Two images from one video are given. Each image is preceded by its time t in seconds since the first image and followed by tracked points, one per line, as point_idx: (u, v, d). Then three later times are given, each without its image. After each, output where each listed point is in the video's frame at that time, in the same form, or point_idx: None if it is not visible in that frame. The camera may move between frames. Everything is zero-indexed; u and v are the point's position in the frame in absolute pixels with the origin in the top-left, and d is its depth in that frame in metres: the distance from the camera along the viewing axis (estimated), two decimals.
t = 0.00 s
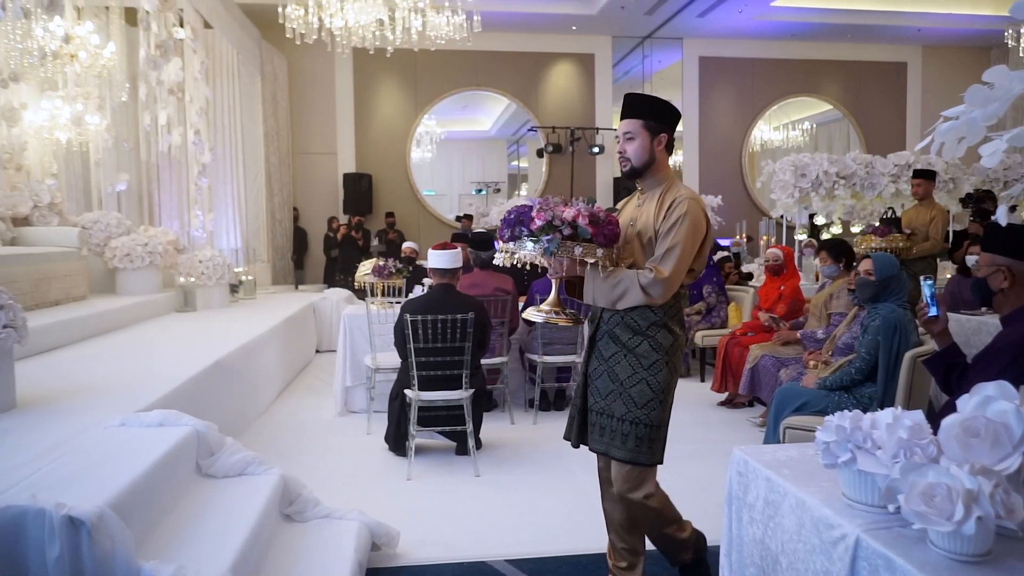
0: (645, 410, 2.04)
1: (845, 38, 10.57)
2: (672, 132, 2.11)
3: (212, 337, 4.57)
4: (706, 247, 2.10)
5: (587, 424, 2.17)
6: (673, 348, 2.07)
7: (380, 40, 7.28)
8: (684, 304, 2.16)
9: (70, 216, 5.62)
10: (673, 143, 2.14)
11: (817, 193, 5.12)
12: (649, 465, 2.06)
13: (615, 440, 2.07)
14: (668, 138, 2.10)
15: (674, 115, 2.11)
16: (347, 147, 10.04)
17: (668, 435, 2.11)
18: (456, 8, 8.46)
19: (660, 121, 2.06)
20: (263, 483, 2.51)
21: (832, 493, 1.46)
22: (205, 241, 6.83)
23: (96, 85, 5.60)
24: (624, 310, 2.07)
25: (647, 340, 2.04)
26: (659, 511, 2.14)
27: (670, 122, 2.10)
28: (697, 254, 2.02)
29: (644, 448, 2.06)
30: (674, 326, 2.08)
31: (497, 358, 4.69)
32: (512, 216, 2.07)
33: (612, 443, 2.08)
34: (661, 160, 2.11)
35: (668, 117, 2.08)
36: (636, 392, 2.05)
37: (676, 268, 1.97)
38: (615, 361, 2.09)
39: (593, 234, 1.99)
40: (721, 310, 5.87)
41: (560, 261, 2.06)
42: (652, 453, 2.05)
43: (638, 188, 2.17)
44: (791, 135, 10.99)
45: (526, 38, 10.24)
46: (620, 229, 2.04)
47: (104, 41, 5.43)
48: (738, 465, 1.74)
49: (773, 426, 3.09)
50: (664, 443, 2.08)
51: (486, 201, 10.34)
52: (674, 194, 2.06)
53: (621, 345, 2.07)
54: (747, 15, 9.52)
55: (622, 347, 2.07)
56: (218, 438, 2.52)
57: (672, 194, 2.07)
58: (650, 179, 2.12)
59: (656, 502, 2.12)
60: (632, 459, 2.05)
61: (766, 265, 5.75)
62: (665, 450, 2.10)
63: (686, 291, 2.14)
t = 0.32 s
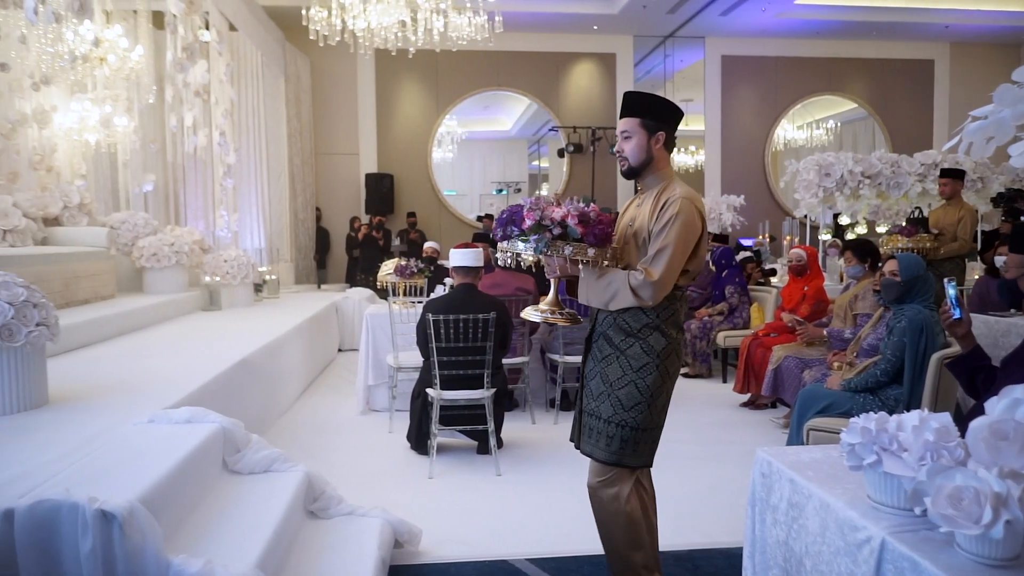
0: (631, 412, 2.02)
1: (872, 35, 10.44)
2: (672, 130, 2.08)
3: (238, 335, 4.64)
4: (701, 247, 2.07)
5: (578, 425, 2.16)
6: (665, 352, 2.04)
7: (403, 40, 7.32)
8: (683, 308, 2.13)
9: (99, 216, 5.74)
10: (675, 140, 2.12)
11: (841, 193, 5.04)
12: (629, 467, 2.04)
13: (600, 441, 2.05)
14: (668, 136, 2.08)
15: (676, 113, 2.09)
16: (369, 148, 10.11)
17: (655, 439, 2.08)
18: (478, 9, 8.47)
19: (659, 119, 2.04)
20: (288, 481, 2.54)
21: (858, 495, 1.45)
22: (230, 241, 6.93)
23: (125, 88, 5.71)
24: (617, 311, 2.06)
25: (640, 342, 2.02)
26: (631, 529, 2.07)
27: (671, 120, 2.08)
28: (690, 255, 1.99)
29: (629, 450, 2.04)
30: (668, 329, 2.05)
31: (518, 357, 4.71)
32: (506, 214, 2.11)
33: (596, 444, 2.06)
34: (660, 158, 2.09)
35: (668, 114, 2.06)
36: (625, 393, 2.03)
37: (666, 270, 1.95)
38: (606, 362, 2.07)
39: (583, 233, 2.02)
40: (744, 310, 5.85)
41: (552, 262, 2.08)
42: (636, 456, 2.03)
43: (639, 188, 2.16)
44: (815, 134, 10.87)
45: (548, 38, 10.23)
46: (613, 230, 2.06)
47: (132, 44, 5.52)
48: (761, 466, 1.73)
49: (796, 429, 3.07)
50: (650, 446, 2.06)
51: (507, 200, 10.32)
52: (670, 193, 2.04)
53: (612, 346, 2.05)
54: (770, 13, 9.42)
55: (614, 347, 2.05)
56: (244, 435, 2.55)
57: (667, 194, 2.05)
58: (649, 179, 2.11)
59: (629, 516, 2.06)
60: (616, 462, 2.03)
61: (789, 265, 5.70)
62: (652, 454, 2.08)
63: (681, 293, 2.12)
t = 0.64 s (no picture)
0: (619, 416, 1.98)
1: (897, 33, 10.31)
2: (674, 128, 2.05)
3: (263, 333, 4.70)
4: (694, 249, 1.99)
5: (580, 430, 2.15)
6: (656, 357, 1.99)
7: (425, 42, 7.36)
8: (682, 315, 2.06)
9: (126, 216, 5.84)
10: (679, 139, 2.08)
11: (866, 192, 5.01)
12: (618, 471, 1.98)
13: (591, 444, 2.03)
14: (669, 134, 2.05)
15: (680, 111, 2.06)
16: (391, 148, 10.17)
17: (650, 449, 2.01)
18: (498, 9, 8.51)
19: (657, 117, 2.02)
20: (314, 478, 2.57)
21: (883, 497, 1.44)
22: (254, 241, 7.03)
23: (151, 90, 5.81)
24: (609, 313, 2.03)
25: (627, 346, 1.99)
26: (619, 534, 1.98)
27: (673, 118, 2.05)
28: (679, 257, 1.93)
29: (618, 455, 1.99)
30: (660, 334, 1.99)
31: (539, 357, 4.73)
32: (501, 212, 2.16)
33: (588, 447, 2.04)
34: (660, 158, 2.06)
35: (669, 113, 2.03)
36: (613, 398, 2.00)
37: (650, 273, 1.90)
38: (598, 367, 2.05)
39: (570, 234, 2.03)
40: (766, 310, 5.80)
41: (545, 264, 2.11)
42: (626, 461, 1.98)
43: (641, 188, 2.13)
44: (839, 133, 10.76)
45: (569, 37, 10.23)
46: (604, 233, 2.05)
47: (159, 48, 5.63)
48: (785, 468, 1.73)
49: (819, 430, 3.06)
50: (641, 454, 1.99)
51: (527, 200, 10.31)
52: (662, 194, 2.00)
53: (603, 350, 2.04)
54: (794, 11, 9.34)
55: (603, 351, 2.04)
56: (269, 433, 2.59)
57: (660, 194, 2.01)
58: (648, 179, 2.08)
59: (616, 520, 1.98)
60: (603, 466, 1.99)
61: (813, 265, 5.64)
62: (646, 462, 2.01)
63: (678, 298, 2.04)
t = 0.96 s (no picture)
0: (605, 418, 1.99)
1: (922, 30, 10.18)
2: (671, 127, 2.04)
3: (285, 333, 4.75)
4: (674, 251, 1.94)
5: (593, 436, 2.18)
6: (640, 360, 1.98)
7: (445, 43, 7.38)
8: (672, 321, 2.02)
9: (151, 216, 5.93)
10: (675, 136, 2.05)
11: (889, 192, 4.98)
12: (605, 474, 1.97)
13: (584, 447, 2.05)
14: (666, 133, 2.04)
15: (679, 109, 2.04)
16: (410, 149, 10.21)
17: (640, 456, 1.98)
18: (518, 9, 8.52)
19: (652, 115, 2.03)
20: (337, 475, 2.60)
21: (907, 500, 1.43)
22: (275, 240, 7.10)
23: (176, 93, 5.90)
24: (600, 315, 2.05)
25: (611, 349, 2.01)
26: (619, 543, 1.95)
27: (670, 116, 2.03)
28: (657, 259, 1.91)
29: (605, 459, 1.98)
30: (644, 338, 1.98)
31: (559, 357, 4.74)
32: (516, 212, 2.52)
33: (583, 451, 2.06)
34: (656, 157, 2.05)
35: (665, 111, 2.02)
36: (600, 400, 2.02)
37: (624, 276, 1.90)
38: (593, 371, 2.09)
39: (558, 236, 2.26)
40: (787, 311, 5.73)
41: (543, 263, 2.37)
42: (613, 466, 1.96)
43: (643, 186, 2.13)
44: (862, 132, 10.63)
45: (589, 37, 10.21)
46: (589, 235, 2.23)
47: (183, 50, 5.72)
48: (808, 470, 1.71)
49: (841, 432, 3.04)
50: (630, 460, 1.97)
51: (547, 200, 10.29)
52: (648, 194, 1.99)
53: (596, 354, 2.08)
54: (815, 9, 9.25)
55: (595, 356, 2.08)
56: (292, 431, 2.61)
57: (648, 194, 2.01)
58: (646, 178, 2.08)
59: (612, 529, 1.96)
60: (590, 468, 2.00)
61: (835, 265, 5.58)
62: (637, 469, 1.98)
63: (664, 300, 2.00)
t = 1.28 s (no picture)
0: (597, 419, 2.02)
1: (944, 27, 10.06)
2: (664, 122, 2.02)
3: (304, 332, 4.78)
4: (646, 247, 1.90)
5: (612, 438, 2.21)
6: (626, 361, 1.97)
7: (463, 43, 7.39)
8: (661, 322, 1.97)
9: (172, 217, 6.00)
10: (667, 127, 2.03)
11: (911, 191, 4.97)
12: (599, 475, 2.00)
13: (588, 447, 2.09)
14: (659, 128, 2.03)
15: (674, 102, 2.02)
16: (428, 149, 10.25)
17: (635, 461, 1.97)
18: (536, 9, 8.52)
19: (640, 110, 2.03)
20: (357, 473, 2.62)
21: (930, 503, 1.42)
22: (294, 241, 7.18)
23: (198, 95, 5.99)
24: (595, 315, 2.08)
25: (602, 349, 2.04)
26: (636, 546, 1.96)
27: (664, 111, 2.02)
28: (625, 256, 1.90)
29: (599, 460, 2.01)
30: (629, 339, 1.98)
31: (576, 357, 4.74)
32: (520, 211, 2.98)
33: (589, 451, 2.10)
34: (649, 152, 2.05)
35: (652, 105, 2.01)
36: (595, 401, 2.05)
37: (594, 273, 1.93)
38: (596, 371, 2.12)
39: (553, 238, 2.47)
40: (806, 312, 5.72)
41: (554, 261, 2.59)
42: (605, 466, 1.99)
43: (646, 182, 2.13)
44: (883, 131, 10.51)
45: (607, 37, 10.19)
46: (578, 232, 2.39)
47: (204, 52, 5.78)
48: (829, 472, 1.70)
49: (861, 433, 3.03)
50: (623, 464, 1.97)
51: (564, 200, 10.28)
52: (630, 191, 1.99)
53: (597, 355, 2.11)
54: (836, 6, 9.17)
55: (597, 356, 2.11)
56: (312, 429, 2.63)
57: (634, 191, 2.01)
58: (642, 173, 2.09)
59: (629, 534, 1.97)
60: (588, 467, 2.04)
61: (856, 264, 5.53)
62: (629, 472, 1.97)
63: (646, 298, 1.97)
